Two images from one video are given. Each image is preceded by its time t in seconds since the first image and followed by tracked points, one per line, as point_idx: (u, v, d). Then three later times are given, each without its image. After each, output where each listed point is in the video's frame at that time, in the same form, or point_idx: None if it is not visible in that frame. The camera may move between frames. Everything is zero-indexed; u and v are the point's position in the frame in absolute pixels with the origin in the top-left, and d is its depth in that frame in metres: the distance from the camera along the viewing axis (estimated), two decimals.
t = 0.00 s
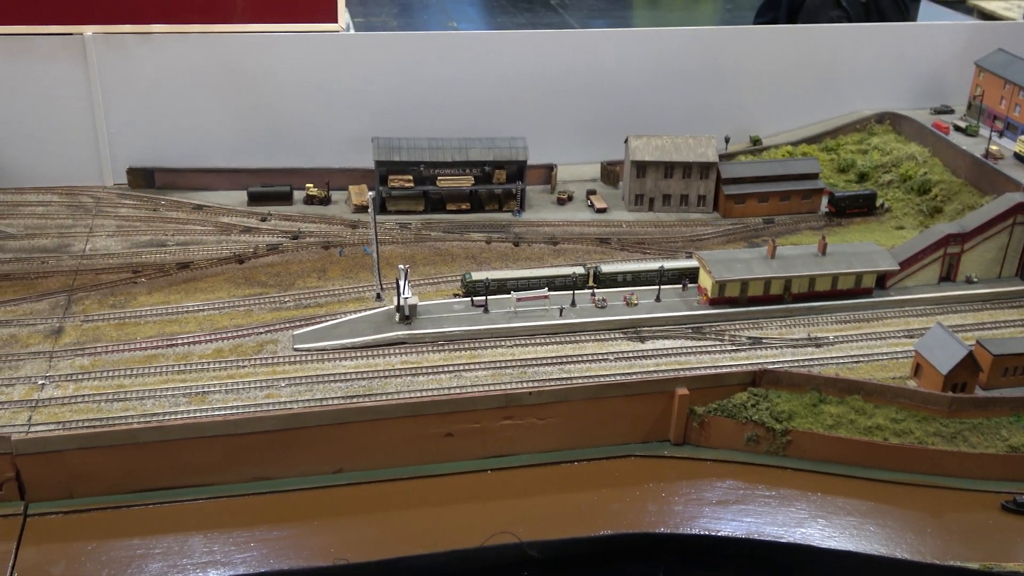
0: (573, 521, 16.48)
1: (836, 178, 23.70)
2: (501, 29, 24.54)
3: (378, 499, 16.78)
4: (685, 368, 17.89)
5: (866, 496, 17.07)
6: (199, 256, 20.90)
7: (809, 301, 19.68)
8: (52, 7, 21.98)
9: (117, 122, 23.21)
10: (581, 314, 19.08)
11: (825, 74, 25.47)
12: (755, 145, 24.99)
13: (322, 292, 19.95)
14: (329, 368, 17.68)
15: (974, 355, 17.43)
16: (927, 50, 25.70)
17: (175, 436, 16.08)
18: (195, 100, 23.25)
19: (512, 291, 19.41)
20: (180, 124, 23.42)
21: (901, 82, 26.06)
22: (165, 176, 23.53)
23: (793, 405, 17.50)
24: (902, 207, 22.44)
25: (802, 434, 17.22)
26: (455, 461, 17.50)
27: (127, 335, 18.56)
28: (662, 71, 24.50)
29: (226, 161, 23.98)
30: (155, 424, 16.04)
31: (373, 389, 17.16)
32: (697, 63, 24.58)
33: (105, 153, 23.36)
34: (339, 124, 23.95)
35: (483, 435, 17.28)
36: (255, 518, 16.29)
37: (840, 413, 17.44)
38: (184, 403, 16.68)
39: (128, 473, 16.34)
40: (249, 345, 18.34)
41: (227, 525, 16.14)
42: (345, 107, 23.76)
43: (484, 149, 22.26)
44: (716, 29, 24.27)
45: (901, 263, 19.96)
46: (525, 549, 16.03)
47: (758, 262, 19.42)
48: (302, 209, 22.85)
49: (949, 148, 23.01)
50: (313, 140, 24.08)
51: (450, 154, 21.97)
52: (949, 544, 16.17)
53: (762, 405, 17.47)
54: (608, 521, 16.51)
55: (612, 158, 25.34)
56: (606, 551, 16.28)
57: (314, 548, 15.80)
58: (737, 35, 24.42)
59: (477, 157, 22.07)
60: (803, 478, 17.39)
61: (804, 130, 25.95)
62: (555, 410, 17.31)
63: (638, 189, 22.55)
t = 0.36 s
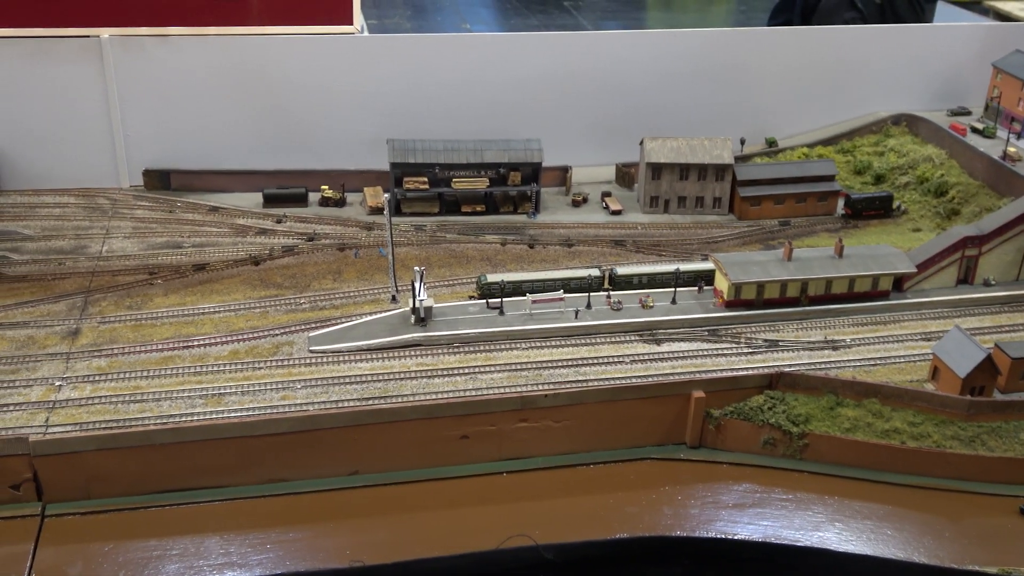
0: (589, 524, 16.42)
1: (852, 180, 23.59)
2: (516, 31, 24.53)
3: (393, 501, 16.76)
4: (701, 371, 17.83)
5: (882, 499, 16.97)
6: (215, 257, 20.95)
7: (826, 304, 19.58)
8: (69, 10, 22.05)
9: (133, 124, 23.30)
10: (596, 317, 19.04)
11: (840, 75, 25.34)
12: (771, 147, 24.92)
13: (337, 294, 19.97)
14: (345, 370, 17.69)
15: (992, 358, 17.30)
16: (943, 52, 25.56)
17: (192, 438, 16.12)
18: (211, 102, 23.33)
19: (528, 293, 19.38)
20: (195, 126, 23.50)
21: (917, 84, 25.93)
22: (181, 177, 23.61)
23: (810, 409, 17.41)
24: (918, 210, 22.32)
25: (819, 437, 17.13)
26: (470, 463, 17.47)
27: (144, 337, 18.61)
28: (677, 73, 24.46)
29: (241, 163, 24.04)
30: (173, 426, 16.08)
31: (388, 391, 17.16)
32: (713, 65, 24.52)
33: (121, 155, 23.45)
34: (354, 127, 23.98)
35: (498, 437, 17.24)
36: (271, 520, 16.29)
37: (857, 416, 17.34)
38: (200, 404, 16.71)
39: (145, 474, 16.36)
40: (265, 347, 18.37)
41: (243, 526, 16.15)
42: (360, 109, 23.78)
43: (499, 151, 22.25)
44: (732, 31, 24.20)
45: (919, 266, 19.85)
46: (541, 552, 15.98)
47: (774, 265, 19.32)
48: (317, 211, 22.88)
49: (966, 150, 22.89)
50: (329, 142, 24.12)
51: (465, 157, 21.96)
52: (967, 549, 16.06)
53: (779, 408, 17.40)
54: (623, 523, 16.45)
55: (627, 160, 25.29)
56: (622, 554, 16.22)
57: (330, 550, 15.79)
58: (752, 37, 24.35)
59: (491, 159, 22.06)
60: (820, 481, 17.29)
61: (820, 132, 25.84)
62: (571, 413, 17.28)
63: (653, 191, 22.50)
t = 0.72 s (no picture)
0: (604, 526, 16.41)
1: (868, 182, 23.52)
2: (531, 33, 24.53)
3: (409, 502, 16.78)
4: (716, 373, 17.79)
5: (898, 502, 16.91)
6: (230, 258, 21.04)
7: (842, 306, 19.53)
8: (86, 12, 22.13)
9: (149, 125, 23.40)
10: (611, 318, 19.04)
11: (855, 76, 25.27)
12: (786, 149, 24.87)
13: (352, 295, 20.01)
14: (360, 371, 17.72)
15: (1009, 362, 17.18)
16: (959, 53, 25.44)
17: (208, 438, 16.17)
18: (226, 103, 23.42)
19: (543, 295, 19.38)
20: (211, 127, 23.58)
21: (932, 86, 25.83)
22: (197, 179, 23.73)
23: (826, 411, 17.34)
24: (934, 212, 22.23)
25: (835, 439, 17.06)
26: (486, 465, 17.47)
27: (160, 337, 18.69)
28: (691, 75, 24.43)
29: (256, 164, 24.12)
30: (189, 426, 16.13)
31: (404, 392, 17.18)
32: (728, 67, 24.48)
33: (137, 156, 23.56)
34: (369, 128, 24.03)
35: (514, 438, 17.24)
36: (286, 520, 16.33)
37: (873, 419, 17.27)
38: (216, 405, 16.76)
39: (161, 474, 16.42)
40: (281, 347, 18.43)
41: (259, 527, 16.19)
42: (375, 110, 23.83)
43: (514, 153, 22.27)
44: (748, 32, 24.14)
45: (935, 269, 19.78)
46: (556, 554, 15.98)
47: (790, 267, 19.28)
48: (332, 213, 22.95)
49: (982, 152, 22.77)
50: (344, 143, 24.18)
51: (479, 158, 21.97)
52: (983, 553, 16.01)
53: (795, 410, 17.35)
54: (638, 526, 16.43)
55: (641, 162, 25.27)
56: (637, 557, 16.21)
57: (345, 550, 15.83)
58: (767, 39, 24.29)
59: (506, 160, 22.08)
60: (835, 484, 17.23)
61: (834, 133, 25.78)
62: (586, 415, 17.27)
63: (668, 193, 22.48)
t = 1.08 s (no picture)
0: (618, 528, 16.37)
1: (882, 184, 23.43)
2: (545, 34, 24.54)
3: (423, 503, 16.77)
4: (731, 375, 17.72)
5: (913, 505, 16.82)
6: (244, 259, 21.10)
7: (857, 308, 19.45)
8: (101, 13, 22.16)
9: (163, 126, 23.48)
10: (625, 320, 19.01)
11: (869, 78, 25.19)
12: (800, 151, 24.82)
13: (366, 296, 20.03)
14: (374, 372, 17.72)
15: None
16: (974, 54, 25.33)
17: (223, 438, 16.18)
18: (240, 104, 23.48)
19: (557, 296, 19.38)
20: (225, 128, 23.65)
21: (947, 87, 25.71)
22: (211, 179, 23.81)
23: (841, 414, 17.25)
24: (949, 214, 22.14)
25: (851, 442, 16.96)
26: (499, 466, 17.45)
27: (175, 337, 18.74)
28: (705, 76, 24.39)
29: (269, 165, 24.18)
30: (204, 426, 16.15)
31: (418, 393, 17.16)
32: (742, 68, 24.43)
33: (152, 157, 23.64)
34: (382, 129, 24.07)
35: (527, 440, 17.22)
36: (300, 521, 16.34)
37: (888, 422, 17.19)
38: (231, 405, 16.77)
39: (176, 474, 16.45)
40: (295, 348, 18.45)
41: (273, 527, 16.20)
42: (389, 112, 23.87)
43: (527, 154, 22.30)
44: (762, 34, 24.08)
45: (951, 271, 19.67)
46: (570, 556, 15.94)
47: (804, 269, 19.21)
48: (346, 213, 23.00)
49: (998, 154, 22.68)
50: (358, 144, 24.23)
51: (494, 159, 22.02)
52: (1000, 557, 15.90)
53: (810, 413, 17.26)
54: (653, 528, 16.38)
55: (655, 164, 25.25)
56: (651, 559, 16.16)
57: (359, 551, 15.82)
58: (781, 40, 24.23)
59: (520, 161, 22.12)
60: (850, 487, 17.15)
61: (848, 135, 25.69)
62: (600, 417, 17.23)
63: (681, 194, 22.45)
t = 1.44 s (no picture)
0: (633, 531, 16.31)
1: (898, 186, 23.32)
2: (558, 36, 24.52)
3: (437, 506, 16.72)
4: (746, 378, 17.62)
5: (930, 510, 16.71)
6: (258, 261, 21.13)
7: (872, 311, 19.34)
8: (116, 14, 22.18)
9: (177, 127, 23.50)
10: (639, 322, 18.95)
11: (883, 79, 25.09)
12: (815, 153, 24.75)
13: (380, 297, 20.02)
14: (388, 373, 17.70)
15: None
16: (990, 56, 25.21)
17: (238, 439, 16.15)
18: (254, 105, 23.49)
19: (571, 298, 19.35)
20: (238, 129, 23.67)
21: (962, 89, 25.60)
22: (225, 180, 23.84)
23: (857, 417, 17.16)
24: (965, 216, 22.05)
25: (867, 446, 16.85)
26: (513, 469, 17.40)
27: (189, 338, 18.75)
28: (718, 78, 24.32)
29: (283, 166, 24.22)
30: (218, 427, 16.11)
31: (432, 395, 17.10)
32: (756, 71, 24.35)
33: (166, 158, 23.68)
34: (396, 131, 24.07)
35: (542, 442, 17.16)
36: (314, 522, 16.32)
37: (905, 425, 17.08)
38: (245, 406, 16.74)
39: (191, 475, 16.44)
40: (309, 349, 18.44)
41: (287, 529, 16.18)
42: (402, 114, 23.88)
43: (541, 155, 22.29)
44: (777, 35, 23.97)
45: (968, 274, 19.54)
46: (585, 559, 15.87)
47: (820, 271, 19.11)
48: (359, 215, 23.03)
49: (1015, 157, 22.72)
50: (371, 145, 24.24)
51: (508, 160, 22.01)
52: (1018, 562, 15.79)
53: (826, 416, 17.13)
54: (668, 531, 16.30)
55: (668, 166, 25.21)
56: (666, 562, 16.08)
57: (373, 553, 15.78)
58: (796, 42, 24.14)
59: (533, 163, 22.09)
60: (866, 491, 17.05)
61: (862, 137, 25.60)
62: (615, 419, 17.16)
63: (696, 196, 22.40)
